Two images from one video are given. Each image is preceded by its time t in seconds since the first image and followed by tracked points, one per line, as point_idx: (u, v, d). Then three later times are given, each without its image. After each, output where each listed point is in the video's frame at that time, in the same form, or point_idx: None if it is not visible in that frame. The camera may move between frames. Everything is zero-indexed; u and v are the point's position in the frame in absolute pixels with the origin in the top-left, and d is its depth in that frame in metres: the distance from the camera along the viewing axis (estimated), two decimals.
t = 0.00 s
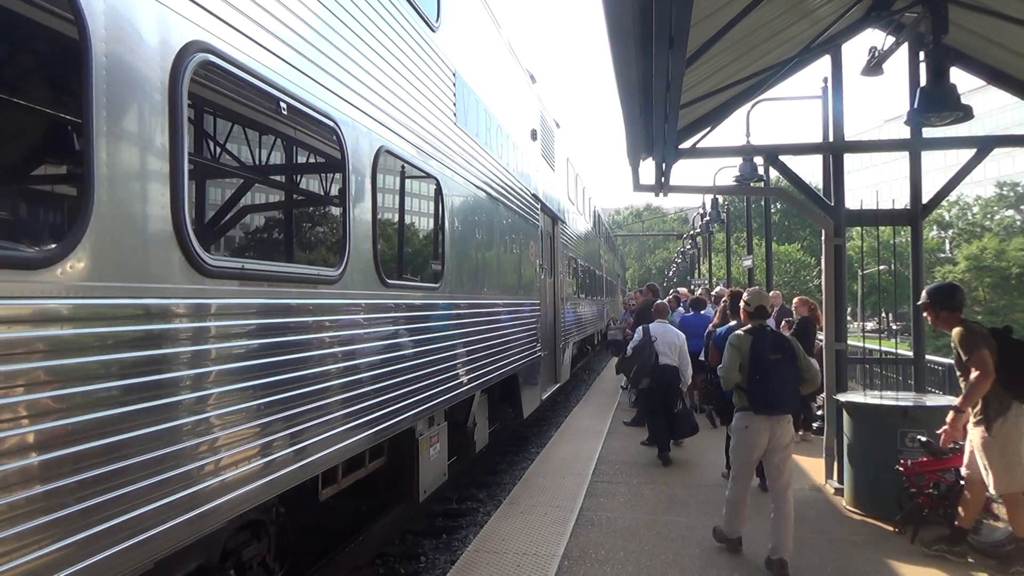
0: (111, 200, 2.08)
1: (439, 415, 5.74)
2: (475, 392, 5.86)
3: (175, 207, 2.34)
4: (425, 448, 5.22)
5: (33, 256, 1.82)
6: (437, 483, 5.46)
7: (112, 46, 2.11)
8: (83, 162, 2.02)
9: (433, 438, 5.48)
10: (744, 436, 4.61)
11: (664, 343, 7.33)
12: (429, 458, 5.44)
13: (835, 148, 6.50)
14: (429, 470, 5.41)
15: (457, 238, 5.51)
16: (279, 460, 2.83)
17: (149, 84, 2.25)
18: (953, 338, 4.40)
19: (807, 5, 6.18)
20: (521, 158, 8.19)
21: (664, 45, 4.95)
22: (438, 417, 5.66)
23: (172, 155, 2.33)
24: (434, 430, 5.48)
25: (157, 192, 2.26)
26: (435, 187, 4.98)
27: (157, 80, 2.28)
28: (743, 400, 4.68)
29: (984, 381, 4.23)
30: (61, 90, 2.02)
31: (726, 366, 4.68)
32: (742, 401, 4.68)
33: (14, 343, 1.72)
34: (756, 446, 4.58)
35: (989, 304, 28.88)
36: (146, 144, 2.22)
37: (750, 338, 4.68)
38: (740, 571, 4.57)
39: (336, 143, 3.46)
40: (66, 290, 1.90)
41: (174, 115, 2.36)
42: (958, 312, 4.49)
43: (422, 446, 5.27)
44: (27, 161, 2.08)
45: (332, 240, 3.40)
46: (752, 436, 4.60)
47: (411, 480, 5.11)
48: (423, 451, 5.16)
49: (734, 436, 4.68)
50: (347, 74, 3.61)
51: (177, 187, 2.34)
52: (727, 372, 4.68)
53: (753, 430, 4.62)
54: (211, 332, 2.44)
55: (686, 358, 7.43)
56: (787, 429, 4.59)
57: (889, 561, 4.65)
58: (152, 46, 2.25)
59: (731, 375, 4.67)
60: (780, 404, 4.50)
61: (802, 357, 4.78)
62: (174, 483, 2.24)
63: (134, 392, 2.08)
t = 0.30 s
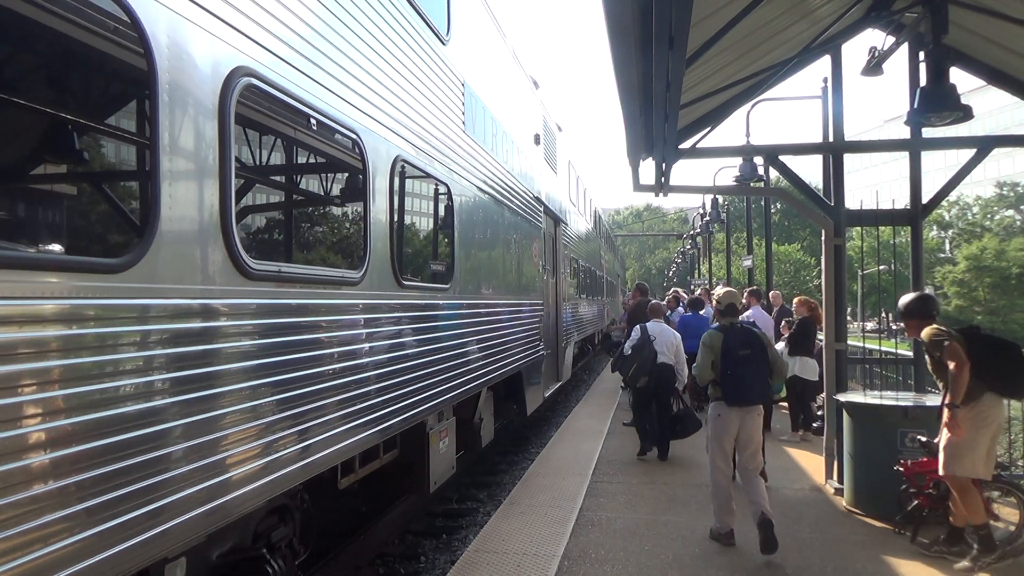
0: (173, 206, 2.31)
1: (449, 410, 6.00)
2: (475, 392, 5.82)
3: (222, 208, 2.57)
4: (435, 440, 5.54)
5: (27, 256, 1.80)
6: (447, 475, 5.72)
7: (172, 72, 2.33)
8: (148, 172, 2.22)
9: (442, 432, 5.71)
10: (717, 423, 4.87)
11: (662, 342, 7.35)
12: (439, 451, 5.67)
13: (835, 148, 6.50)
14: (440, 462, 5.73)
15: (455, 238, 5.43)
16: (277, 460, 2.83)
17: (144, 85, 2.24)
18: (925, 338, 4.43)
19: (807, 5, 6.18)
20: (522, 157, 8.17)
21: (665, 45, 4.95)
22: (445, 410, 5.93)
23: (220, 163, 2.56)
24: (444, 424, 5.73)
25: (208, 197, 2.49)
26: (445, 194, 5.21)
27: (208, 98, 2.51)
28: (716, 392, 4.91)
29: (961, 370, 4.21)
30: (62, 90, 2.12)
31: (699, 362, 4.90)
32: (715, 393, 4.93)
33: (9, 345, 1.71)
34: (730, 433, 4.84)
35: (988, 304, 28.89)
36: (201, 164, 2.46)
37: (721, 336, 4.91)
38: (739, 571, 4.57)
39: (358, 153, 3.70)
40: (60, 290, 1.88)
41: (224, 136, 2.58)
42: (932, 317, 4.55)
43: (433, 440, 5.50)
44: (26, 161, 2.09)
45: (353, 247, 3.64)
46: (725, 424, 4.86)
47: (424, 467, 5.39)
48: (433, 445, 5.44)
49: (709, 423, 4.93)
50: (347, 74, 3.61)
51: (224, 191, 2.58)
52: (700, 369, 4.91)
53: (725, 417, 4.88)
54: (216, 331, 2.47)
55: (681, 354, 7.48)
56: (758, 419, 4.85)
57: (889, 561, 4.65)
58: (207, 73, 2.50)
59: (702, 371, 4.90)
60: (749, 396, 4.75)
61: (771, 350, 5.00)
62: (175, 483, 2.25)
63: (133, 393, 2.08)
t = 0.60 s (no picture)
0: (211, 202, 2.53)
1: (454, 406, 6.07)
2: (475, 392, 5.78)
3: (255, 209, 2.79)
4: (442, 436, 5.68)
5: (24, 256, 1.79)
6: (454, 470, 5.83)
7: (209, 89, 2.55)
8: (189, 170, 2.44)
9: (448, 428, 5.80)
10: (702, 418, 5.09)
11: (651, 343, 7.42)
12: (446, 446, 5.76)
13: (835, 148, 6.50)
14: (446, 457, 5.81)
15: (455, 238, 5.41)
16: (277, 460, 2.82)
17: (141, 82, 2.28)
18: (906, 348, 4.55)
19: (806, 5, 6.19)
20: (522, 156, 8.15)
21: (664, 45, 4.95)
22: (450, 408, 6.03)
23: (253, 168, 2.77)
24: (449, 421, 5.81)
25: (242, 198, 2.71)
26: (449, 196, 5.29)
27: (240, 111, 2.72)
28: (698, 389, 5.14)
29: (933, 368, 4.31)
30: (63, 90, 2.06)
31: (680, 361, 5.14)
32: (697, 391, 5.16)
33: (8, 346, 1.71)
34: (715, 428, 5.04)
35: (988, 304, 28.89)
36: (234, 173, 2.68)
37: (702, 336, 5.17)
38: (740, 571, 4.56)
39: (366, 157, 3.81)
40: (66, 290, 1.89)
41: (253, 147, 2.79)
42: (919, 328, 4.66)
43: (439, 435, 5.59)
44: (26, 162, 2.00)
45: (363, 249, 3.74)
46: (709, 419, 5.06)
47: (431, 463, 5.56)
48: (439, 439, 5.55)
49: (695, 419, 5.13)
50: (346, 74, 3.63)
51: (258, 195, 2.80)
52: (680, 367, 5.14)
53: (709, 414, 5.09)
54: (215, 330, 2.48)
55: (670, 353, 7.56)
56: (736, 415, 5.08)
57: (889, 561, 4.65)
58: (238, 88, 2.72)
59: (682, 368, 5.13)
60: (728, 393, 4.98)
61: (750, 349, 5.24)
62: (175, 483, 2.25)
63: (132, 393, 2.08)
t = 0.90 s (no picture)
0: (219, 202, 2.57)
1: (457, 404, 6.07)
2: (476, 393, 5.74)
3: (269, 212, 2.85)
4: (446, 433, 5.67)
5: (25, 255, 1.78)
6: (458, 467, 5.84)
7: (232, 100, 2.66)
8: (190, 171, 2.45)
9: (452, 425, 5.81)
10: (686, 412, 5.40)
11: (634, 343, 7.40)
12: (450, 444, 5.77)
13: (835, 148, 6.49)
14: (450, 455, 5.83)
15: (455, 238, 5.41)
16: (278, 460, 2.82)
17: (141, 82, 2.30)
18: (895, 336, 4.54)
19: (807, 5, 6.19)
20: (522, 155, 8.13)
21: (664, 45, 4.95)
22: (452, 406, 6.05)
23: (270, 170, 2.86)
24: (453, 419, 5.82)
25: (256, 199, 2.77)
26: (449, 196, 5.28)
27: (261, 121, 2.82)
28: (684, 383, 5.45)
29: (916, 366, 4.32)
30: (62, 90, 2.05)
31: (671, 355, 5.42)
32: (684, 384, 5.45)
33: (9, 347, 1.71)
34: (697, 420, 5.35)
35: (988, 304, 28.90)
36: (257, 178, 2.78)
37: (690, 333, 5.49)
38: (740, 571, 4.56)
39: (366, 157, 3.81)
40: (62, 290, 1.88)
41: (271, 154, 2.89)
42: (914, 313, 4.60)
43: (443, 433, 5.61)
44: (27, 161, 1.99)
45: (363, 249, 3.74)
46: (693, 413, 5.37)
47: (434, 461, 5.59)
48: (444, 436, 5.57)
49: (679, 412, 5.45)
50: (348, 75, 3.62)
51: (272, 198, 2.86)
52: (671, 361, 5.43)
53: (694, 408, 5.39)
54: (213, 333, 2.46)
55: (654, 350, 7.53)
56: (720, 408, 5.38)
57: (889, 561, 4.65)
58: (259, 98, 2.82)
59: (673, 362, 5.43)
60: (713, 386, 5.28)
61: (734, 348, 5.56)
62: (177, 482, 2.25)
63: (133, 393, 2.08)
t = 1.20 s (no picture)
0: (218, 203, 2.58)
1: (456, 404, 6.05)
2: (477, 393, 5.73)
3: (271, 212, 2.87)
4: (449, 432, 5.67)
5: (25, 255, 1.78)
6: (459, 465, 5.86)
7: (239, 105, 2.70)
8: (190, 171, 2.46)
9: (454, 424, 5.81)
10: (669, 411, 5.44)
11: (623, 341, 7.46)
12: (452, 443, 5.78)
13: (835, 148, 6.49)
14: (451, 453, 5.84)
15: (455, 238, 5.41)
16: (280, 460, 2.81)
17: (141, 83, 2.30)
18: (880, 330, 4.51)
19: (806, 5, 6.18)
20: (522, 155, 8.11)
21: (664, 44, 4.95)
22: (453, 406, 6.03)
23: (276, 170, 2.90)
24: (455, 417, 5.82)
25: (260, 199, 2.80)
26: (449, 197, 5.27)
27: (266, 123, 2.85)
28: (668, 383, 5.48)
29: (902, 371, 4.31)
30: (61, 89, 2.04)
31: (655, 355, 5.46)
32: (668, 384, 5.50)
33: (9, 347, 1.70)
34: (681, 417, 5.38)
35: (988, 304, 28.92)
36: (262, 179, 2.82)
37: (672, 334, 5.53)
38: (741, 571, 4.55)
39: (366, 157, 3.80)
40: (60, 289, 1.87)
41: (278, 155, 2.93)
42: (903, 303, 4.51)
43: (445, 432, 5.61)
44: (29, 161, 1.98)
45: (363, 249, 3.74)
46: (677, 411, 5.40)
47: (437, 460, 5.59)
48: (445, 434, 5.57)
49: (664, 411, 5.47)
50: (348, 75, 3.61)
51: (273, 198, 2.88)
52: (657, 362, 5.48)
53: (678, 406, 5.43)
54: (213, 334, 2.45)
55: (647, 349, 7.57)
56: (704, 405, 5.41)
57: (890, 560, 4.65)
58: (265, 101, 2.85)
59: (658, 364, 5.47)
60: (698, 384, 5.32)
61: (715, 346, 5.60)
62: (179, 481, 2.24)
63: (134, 392, 2.07)
